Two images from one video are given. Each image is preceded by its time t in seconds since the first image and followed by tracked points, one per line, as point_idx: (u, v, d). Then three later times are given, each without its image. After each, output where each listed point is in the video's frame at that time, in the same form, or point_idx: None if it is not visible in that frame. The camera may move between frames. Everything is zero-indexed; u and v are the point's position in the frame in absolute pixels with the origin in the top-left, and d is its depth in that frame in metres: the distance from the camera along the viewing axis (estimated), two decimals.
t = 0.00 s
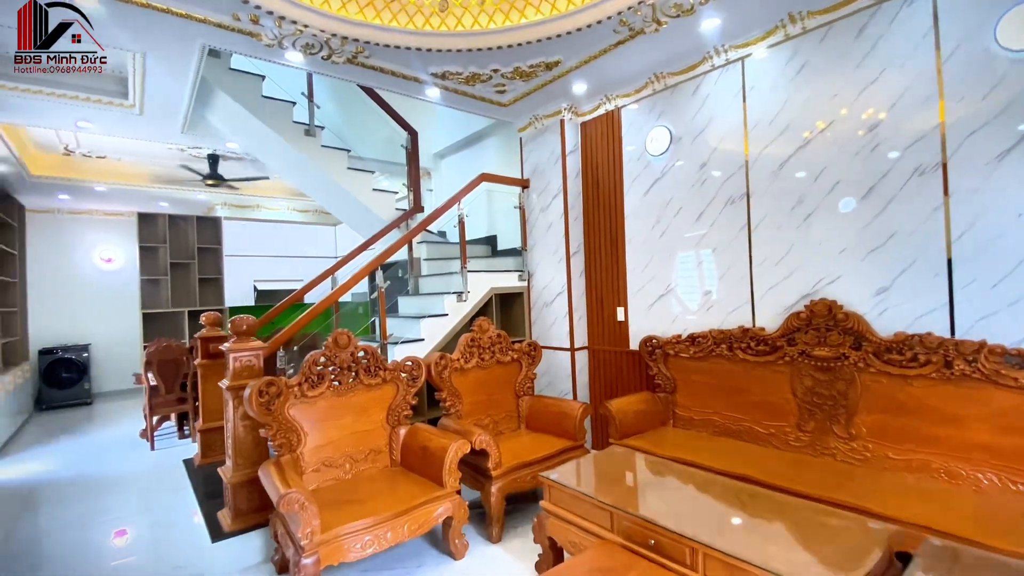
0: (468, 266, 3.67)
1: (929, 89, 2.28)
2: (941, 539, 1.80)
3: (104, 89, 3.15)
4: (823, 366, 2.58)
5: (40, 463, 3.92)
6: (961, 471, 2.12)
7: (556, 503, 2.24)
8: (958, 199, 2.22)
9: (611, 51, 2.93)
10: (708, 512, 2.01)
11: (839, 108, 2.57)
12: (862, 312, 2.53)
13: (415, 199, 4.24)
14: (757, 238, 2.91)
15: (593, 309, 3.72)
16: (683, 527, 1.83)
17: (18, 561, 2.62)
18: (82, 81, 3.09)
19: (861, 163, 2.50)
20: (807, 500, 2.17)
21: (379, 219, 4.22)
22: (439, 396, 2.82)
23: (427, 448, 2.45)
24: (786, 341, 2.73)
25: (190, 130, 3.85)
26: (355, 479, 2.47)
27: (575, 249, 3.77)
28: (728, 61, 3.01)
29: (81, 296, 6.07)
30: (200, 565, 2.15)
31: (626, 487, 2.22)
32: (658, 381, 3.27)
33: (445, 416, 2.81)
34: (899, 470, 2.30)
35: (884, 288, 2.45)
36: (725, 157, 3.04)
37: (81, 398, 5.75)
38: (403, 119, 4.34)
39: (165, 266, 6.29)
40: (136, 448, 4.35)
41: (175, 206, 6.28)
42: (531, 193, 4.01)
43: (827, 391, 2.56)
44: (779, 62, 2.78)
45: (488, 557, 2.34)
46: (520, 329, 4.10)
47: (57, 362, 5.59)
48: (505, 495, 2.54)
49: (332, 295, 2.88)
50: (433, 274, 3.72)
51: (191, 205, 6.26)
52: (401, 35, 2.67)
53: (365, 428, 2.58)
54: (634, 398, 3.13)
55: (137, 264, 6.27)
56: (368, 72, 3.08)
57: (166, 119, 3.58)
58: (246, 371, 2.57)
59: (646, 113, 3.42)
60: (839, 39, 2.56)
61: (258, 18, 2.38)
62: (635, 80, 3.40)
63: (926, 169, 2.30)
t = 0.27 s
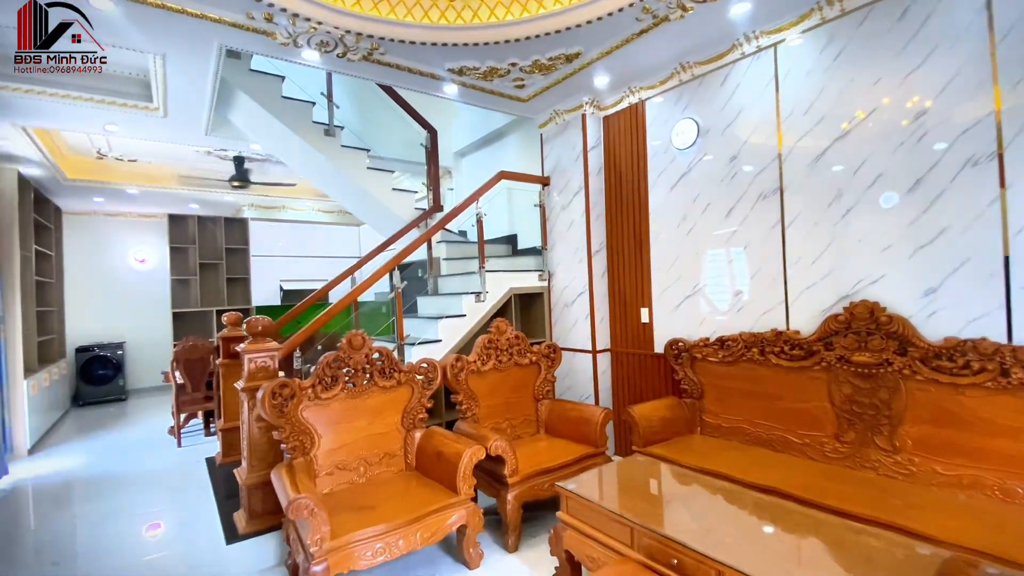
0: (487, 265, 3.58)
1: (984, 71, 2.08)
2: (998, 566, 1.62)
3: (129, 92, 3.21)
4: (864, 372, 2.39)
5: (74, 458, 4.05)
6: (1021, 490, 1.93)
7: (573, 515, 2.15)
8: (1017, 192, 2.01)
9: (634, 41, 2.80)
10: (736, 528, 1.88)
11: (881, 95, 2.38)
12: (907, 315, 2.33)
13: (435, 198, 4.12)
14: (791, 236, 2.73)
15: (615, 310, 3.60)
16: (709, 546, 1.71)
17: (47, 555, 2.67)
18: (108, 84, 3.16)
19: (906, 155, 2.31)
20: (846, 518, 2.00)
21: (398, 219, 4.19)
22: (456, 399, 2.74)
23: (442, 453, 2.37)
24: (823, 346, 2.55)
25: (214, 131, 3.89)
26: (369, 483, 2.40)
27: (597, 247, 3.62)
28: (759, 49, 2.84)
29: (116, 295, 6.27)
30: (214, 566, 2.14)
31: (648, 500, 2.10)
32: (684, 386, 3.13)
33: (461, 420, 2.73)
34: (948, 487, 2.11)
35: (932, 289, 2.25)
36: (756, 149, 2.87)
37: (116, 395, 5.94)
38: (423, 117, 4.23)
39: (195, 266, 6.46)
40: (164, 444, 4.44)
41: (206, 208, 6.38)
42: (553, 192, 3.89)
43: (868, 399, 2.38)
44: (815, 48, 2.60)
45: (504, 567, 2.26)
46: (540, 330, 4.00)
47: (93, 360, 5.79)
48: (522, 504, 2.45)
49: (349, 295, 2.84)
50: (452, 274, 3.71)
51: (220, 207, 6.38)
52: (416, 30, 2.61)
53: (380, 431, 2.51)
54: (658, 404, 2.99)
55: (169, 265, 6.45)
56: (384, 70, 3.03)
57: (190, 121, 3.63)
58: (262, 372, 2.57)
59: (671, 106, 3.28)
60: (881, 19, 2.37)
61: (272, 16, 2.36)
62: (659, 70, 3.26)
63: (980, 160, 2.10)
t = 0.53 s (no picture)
0: (505, 264, 3.52)
1: None
2: None
3: (155, 94, 3.30)
4: (905, 377, 2.24)
5: (105, 452, 4.16)
6: None
7: (592, 522, 2.07)
8: None
9: (658, 30, 2.69)
10: (763, 540, 1.77)
11: (924, 81, 2.22)
12: (953, 316, 2.17)
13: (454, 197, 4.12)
14: (825, 232, 2.58)
15: (638, 310, 3.50)
16: (735, 561, 1.61)
17: (75, 547, 2.74)
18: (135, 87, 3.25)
19: (951, 144, 2.14)
20: (883, 532, 1.87)
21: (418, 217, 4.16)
22: (473, 400, 2.68)
23: (458, 455, 2.30)
24: (860, 348, 2.40)
25: (237, 132, 3.94)
26: (385, 485, 2.34)
27: (619, 246, 3.52)
28: (791, 36, 2.69)
29: (148, 294, 6.46)
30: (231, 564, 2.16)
31: (671, 509, 2.01)
32: (711, 389, 3.00)
33: (478, 421, 2.67)
34: (998, 502, 1.95)
35: (980, 288, 2.08)
36: (787, 141, 2.73)
37: (147, 390, 6.12)
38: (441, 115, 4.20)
39: (222, 265, 6.59)
40: (191, 440, 4.54)
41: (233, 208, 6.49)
42: (573, 188, 3.80)
43: (909, 406, 2.22)
44: (851, 32, 2.45)
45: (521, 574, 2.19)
46: (560, 331, 3.91)
47: (126, 356, 5.98)
48: (540, 509, 2.38)
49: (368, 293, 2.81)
50: (472, 273, 3.68)
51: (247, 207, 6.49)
52: (433, 24, 2.56)
53: (397, 431, 2.44)
54: (683, 408, 2.88)
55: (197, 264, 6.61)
56: (402, 67, 2.99)
57: (213, 122, 3.69)
58: (279, 372, 2.55)
59: (697, 98, 3.16)
60: None
61: (289, 13, 2.35)
62: (684, 61, 3.14)
63: None
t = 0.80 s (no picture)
0: (527, 261, 3.45)
1: None
2: None
3: (183, 95, 3.37)
4: (955, 382, 2.08)
5: (138, 444, 4.28)
6: None
7: (617, 530, 2.00)
8: None
9: (686, 17, 2.59)
10: (799, 553, 1.66)
11: (977, 62, 2.05)
12: (1008, 316, 2.00)
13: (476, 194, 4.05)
14: (867, 226, 2.43)
15: (665, 309, 3.40)
16: None
17: (106, 538, 2.80)
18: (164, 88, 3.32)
19: (1007, 130, 1.98)
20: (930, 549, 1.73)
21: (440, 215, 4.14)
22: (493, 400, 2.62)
23: (478, 456, 2.24)
24: (905, 350, 2.25)
25: (262, 132, 3.99)
26: (404, 484, 2.30)
27: (645, 243, 3.42)
28: (829, 19, 2.54)
29: (181, 292, 6.65)
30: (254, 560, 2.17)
31: (699, 518, 1.91)
32: (741, 392, 2.88)
33: (499, 421, 2.61)
34: None
35: None
36: (825, 130, 2.58)
37: (180, 385, 6.30)
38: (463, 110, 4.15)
39: (250, 264, 6.73)
40: (219, 434, 4.63)
41: (262, 208, 6.61)
42: (598, 183, 3.70)
43: (959, 412, 2.06)
44: (896, 13, 2.29)
45: None
46: (584, 330, 3.83)
47: (159, 352, 6.16)
48: (562, 513, 2.31)
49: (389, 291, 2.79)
50: (492, 271, 3.64)
51: (274, 207, 6.62)
52: (454, 17, 2.52)
53: (417, 430, 2.40)
54: (711, 411, 2.77)
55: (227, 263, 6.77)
56: (423, 62, 2.96)
57: (239, 122, 3.74)
58: (301, 369, 2.58)
59: (728, 88, 3.03)
60: None
61: (310, 10, 2.34)
62: (714, 50, 3.02)
63: None
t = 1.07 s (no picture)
0: (551, 258, 3.34)
1: None
2: None
3: (209, 94, 3.39)
4: (1021, 388, 1.90)
5: (168, 439, 4.36)
6: None
7: (648, 541, 1.89)
8: None
9: None
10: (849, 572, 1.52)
11: None
12: None
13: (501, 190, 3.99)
14: (920, 218, 2.25)
15: (696, 308, 3.25)
16: None
17: (134, 531, 2.83)
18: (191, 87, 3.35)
19: None
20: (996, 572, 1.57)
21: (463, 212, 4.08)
22: (516, 401, 2.53)
23: (501, 459, 2.15)
24: (964, 353, 2.07)
25: (287, 130, 4.00)
26: (426, 486, 2.23)
27: (675, 238, 3.28)
28: None
29: (211, 290, 6.79)
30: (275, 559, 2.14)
31: (737, 531, 1.79)
32: (779, 396, 2.73)
33: (523, 423, 2.52)
34: None
35: None
36: (872, 117, 2.41)
37: (209, 381, 6.42)
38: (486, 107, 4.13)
39: (277, 262, 6.82)
40: (246, 430, 4.69)
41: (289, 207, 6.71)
42: (625, 177, 3.58)
43: None
44: None
45: None
46: (610, 329, 3.71)
47: (190, 349, 6.30)
48: (589, 520, 2.21)
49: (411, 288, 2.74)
50: (515, 268, 3.59)
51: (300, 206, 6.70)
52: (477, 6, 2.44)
53: (439, 430, 2.33)
54: (747, 415, 2.62)
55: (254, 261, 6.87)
56: (445, 55, 2.90)
57: (264, 120, 3.75)
58: (323, 367, 2.51)
59: (764, 75, 2.87)
60: None
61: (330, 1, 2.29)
62: (750, 36, 2.87)
63: None
